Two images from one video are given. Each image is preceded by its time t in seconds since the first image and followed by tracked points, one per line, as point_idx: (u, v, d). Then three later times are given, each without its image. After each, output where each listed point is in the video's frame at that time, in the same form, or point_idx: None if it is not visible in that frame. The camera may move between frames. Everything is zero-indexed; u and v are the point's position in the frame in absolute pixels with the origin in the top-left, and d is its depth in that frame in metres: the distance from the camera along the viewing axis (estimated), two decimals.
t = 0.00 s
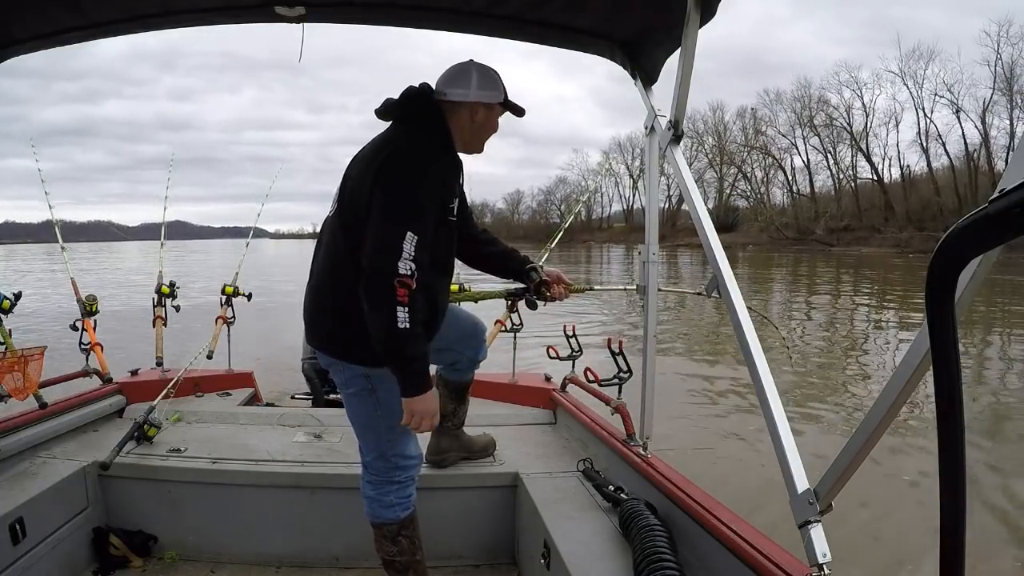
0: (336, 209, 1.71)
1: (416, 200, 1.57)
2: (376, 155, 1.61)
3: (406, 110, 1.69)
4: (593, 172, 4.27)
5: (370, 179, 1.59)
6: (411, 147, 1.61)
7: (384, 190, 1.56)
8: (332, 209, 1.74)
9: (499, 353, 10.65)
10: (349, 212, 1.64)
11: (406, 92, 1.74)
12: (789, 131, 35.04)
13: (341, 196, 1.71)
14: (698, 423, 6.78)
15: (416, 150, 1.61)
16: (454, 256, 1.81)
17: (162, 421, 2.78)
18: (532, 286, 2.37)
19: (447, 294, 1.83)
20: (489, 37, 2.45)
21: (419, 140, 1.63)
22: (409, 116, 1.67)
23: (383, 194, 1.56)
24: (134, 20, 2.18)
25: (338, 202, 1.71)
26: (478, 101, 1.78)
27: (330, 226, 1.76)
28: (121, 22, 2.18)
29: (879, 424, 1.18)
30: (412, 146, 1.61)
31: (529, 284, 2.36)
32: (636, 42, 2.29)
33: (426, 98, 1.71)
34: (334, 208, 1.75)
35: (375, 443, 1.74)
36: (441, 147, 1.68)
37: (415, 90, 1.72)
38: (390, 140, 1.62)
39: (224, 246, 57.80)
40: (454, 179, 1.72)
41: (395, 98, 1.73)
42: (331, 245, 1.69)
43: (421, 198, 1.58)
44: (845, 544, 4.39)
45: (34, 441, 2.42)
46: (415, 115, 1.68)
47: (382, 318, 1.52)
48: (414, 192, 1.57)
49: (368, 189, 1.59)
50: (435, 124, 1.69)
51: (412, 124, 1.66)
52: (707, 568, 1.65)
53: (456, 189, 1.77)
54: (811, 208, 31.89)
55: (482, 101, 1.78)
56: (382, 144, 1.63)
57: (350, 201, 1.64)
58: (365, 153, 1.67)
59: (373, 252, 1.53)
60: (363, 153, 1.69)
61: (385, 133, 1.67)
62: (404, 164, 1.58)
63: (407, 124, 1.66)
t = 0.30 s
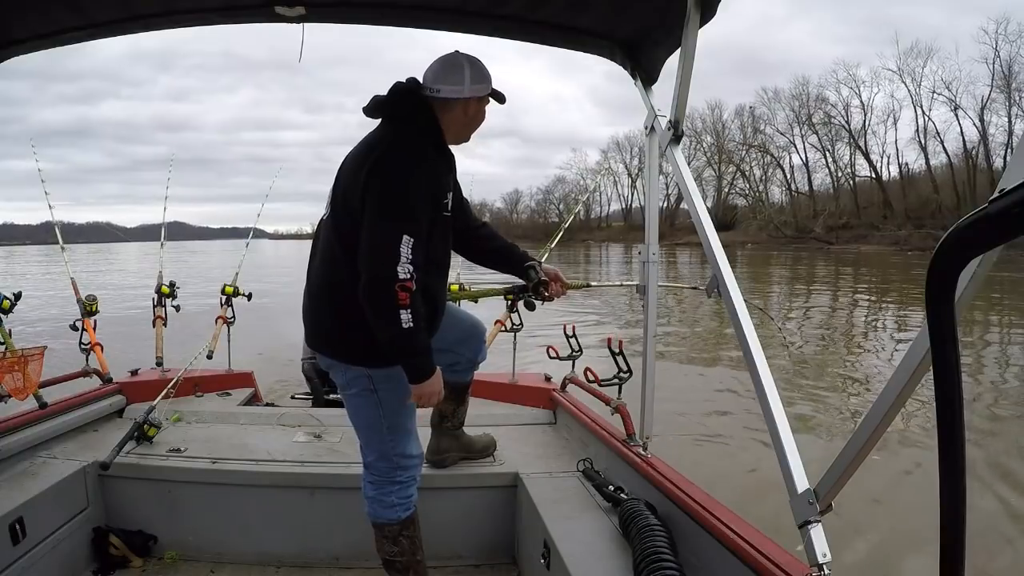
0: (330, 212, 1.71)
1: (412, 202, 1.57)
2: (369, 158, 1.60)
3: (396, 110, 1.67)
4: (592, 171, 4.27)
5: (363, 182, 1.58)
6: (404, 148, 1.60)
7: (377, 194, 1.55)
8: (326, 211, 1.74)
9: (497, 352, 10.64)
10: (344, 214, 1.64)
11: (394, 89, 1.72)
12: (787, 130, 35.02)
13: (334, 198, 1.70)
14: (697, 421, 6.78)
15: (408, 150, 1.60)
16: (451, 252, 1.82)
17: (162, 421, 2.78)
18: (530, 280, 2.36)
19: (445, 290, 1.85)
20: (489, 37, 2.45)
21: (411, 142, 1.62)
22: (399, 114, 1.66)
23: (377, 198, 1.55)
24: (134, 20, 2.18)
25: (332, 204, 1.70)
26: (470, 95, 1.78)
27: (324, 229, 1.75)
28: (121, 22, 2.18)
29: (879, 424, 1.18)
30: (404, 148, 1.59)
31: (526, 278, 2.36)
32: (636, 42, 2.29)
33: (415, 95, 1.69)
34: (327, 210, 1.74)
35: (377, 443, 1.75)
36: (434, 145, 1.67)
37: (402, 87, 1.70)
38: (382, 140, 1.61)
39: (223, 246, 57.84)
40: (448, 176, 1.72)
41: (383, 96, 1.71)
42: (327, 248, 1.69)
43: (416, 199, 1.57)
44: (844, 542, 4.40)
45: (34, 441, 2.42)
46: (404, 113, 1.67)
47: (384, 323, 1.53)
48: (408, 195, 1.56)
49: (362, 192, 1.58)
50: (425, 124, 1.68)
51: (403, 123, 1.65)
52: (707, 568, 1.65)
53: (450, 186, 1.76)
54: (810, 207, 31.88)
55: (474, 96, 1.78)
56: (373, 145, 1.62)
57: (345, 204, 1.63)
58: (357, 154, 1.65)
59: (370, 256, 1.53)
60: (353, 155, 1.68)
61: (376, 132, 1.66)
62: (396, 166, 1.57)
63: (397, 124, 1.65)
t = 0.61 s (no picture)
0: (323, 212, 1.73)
1: (393, 194, 1.56)
2: (353, 154, 1.61)
3: (383, 107, 1.68)
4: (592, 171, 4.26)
5: (347, 178, 1.60)
6: (385, 141, 1.60)
7: (361, 188, 1.55)
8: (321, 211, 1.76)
9: (494, 351, 10.63)
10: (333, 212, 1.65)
11: (381, 87, 1.73)
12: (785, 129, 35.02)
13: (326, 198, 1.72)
14: (696, 421, 6.78)
15: (389, 144, 1.60)
16: (443, 248, 1.80)
17: (162, 421, 2.78)
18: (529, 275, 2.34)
19: (441, 285, 1.83)
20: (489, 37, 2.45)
21: (396, 136, 1.62)
22: (385, 110, 1.67)
23: (360, 193, 1.56)
24: (134, 20, 2.18)
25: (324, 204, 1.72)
26: (457, 88, 1.77)
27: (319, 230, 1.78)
28: (121, 22, 2.18)
29: (879, 424, 1.18)
30: (388, 142, 1.60)
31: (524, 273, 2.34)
32: (636, 42, 2.29)
33: (401, 92, 1.70)
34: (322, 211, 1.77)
35: (371, 443, 1.74)
36: (419, 139, 1.67)
37: (390, 85, 1.71)
38: (365, 136, 1.62)
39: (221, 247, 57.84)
40: (436, 170, 1.71)
41: (371, 95, 1.73)
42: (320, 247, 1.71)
43: (397, 192, 1.57)
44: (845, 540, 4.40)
45: (34, 441, 2.42)
46: (389, 109, 1.67)
47: (366, 316, 1.52)
48: (390, 187, 1.56)
49: (346, 188, 1.60)
50: (413, 119, 1.68)
51: (387, 118, 1.66)
52: (707, 568, 1.65)
53: (440, 180, 1.76)
54: (807, 207, 31.68)
55: (461, 89, 1.78)
56: (358, 142, 1.63)
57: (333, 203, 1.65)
58: (345, 153, 1.67)
59: (351, 250, 1.53)
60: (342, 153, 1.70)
61: (362, 129, 1.68)
62: (377, 159, 1.57)
63: (382, 120, 1.66)
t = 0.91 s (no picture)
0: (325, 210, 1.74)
1: (391, 193, 1.56)
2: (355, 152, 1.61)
3: (387, 108, 1.69)
4: (591, 173, 4.26)
5: (348, 176, 1.60)
6: (386, 141, 1.60)
7: (360, 186, 1.56)
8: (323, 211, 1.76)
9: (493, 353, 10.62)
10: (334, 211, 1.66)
11: (386, 87, 1.74)
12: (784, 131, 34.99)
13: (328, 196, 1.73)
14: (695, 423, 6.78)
15: (391, 144, 1.60)
16: (442, 248, 1.80)
17: (162, 421, 2.78)
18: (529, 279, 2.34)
19: (441, 286, 1.83)
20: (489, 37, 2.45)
21: (398, 135, 1.62)
22: (388, 112, 1.68)
23: (359, 191, 1.56)
24: (135, 20, 2.18)
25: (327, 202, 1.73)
26: (459, 91, 1.77)
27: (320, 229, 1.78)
28: (121, 22, 2.18)
29: (879, 426, 1.18)
30: (389, 141, 1.60)
31: (522, 276, 2.33)
32: (636, 42, 2.29)
33: (404, 94, 1.71)
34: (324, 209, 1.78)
35: (371, 441, 1.74)
36: (419, 139, 1.67)
37: (393, 87, 1.72)
38: (367, 135, 1.63)
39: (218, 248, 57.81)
40: (437, 170, 1.70)
41: (375, 95, 1.73)
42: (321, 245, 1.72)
43: (396, 191, 1.57)
44: (845, 541, 4.41)
45: (34, 440, 2.42)
46: (392, 110, 1.68)
47: (360, 312, 1.52)
48: (389, 186, 1.56)
49: (347, 187, 1.60)
50: (415, 120, 1.69)
51: (389, 119, 1.66)
52: (707, 568, 1.65)
53: (442, 181, 1.75)
54: (805, 208, 31.16)
55: (463, 91, 1.78)
56: (360, 141, 1.63)
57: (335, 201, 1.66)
58: (347, 152, 1.68)
59: (349, 247, 1.53)
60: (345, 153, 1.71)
61: (366, 129, 1.68)
62: (377, 158, 1.57)
63: (384, 121, 1.66)
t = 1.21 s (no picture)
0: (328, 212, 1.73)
1: (395, 194, 1.56)
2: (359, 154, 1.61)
3: (390, 110, 1.69)
4: (590, 174, 4.26)
5: (353, 178, 1.60)
6: (391, 142, 1.60)
7: (364, 187, 1.56)
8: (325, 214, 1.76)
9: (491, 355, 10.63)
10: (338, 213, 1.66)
11: (389, 90, 1.74)
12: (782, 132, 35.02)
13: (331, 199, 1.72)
14: (694, 425, 6.78)
15: (396, 145, 1.60)
16: (445, 249, 1.80)
17: (161, 422, 2.78)
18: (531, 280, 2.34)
19: (444, 286, 1.84)
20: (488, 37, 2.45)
21: (400, 137, 1.62)
22: (391, 114, 1.68)
23: (364, 193, 1.55)
24: (134, 20, 2.18)
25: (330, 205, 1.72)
26: (452, 87, 1.75)
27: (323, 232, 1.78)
28: (121, 22, 2.18)
29: (878, 426, 1.18)
30: (392, 142, 1.60)
31: (525, 277, 2.33)
32: (636, 42, 2.29)
33: (409, 96, 1.71)
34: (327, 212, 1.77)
35: (374, 438, 1.74)
36: (423, 141, 1.67)
37: (396, 89, 1.72)
38: (371, 137, 1.63)
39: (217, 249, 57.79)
40: (439, 171, 1.71)
41: (378, 97, 1.73)
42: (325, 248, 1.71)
43: (400, 192, 1.57)
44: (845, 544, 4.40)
45: (35, 441, 2.42)
46: (395, 111, 1.68)
47: (366, 313, 1.52)
48: (392, 188, 1.56)
49: (352, 188, 1.60)
50: (418, 122, 1.69)
51: (392, 121, 1.67)
52: (707, 568, 1.65)
53: (444, 182, 1.76)
54: (803, 210, 31.08)
55: (456, 87, 1.75)
56: (364, 143, 1.63)
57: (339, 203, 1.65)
58: (350, 155, 1.67)
59: (356, 249, 1.53)
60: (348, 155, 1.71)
61: (369, 131, 1.68)
62: (382, 160, 1.57)
63: (387, 123, 1.66)
